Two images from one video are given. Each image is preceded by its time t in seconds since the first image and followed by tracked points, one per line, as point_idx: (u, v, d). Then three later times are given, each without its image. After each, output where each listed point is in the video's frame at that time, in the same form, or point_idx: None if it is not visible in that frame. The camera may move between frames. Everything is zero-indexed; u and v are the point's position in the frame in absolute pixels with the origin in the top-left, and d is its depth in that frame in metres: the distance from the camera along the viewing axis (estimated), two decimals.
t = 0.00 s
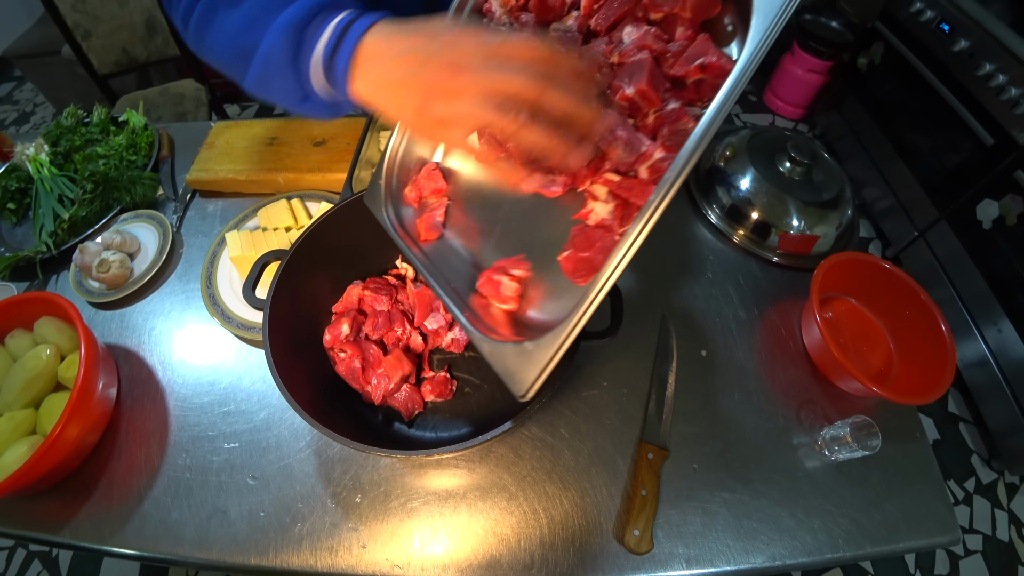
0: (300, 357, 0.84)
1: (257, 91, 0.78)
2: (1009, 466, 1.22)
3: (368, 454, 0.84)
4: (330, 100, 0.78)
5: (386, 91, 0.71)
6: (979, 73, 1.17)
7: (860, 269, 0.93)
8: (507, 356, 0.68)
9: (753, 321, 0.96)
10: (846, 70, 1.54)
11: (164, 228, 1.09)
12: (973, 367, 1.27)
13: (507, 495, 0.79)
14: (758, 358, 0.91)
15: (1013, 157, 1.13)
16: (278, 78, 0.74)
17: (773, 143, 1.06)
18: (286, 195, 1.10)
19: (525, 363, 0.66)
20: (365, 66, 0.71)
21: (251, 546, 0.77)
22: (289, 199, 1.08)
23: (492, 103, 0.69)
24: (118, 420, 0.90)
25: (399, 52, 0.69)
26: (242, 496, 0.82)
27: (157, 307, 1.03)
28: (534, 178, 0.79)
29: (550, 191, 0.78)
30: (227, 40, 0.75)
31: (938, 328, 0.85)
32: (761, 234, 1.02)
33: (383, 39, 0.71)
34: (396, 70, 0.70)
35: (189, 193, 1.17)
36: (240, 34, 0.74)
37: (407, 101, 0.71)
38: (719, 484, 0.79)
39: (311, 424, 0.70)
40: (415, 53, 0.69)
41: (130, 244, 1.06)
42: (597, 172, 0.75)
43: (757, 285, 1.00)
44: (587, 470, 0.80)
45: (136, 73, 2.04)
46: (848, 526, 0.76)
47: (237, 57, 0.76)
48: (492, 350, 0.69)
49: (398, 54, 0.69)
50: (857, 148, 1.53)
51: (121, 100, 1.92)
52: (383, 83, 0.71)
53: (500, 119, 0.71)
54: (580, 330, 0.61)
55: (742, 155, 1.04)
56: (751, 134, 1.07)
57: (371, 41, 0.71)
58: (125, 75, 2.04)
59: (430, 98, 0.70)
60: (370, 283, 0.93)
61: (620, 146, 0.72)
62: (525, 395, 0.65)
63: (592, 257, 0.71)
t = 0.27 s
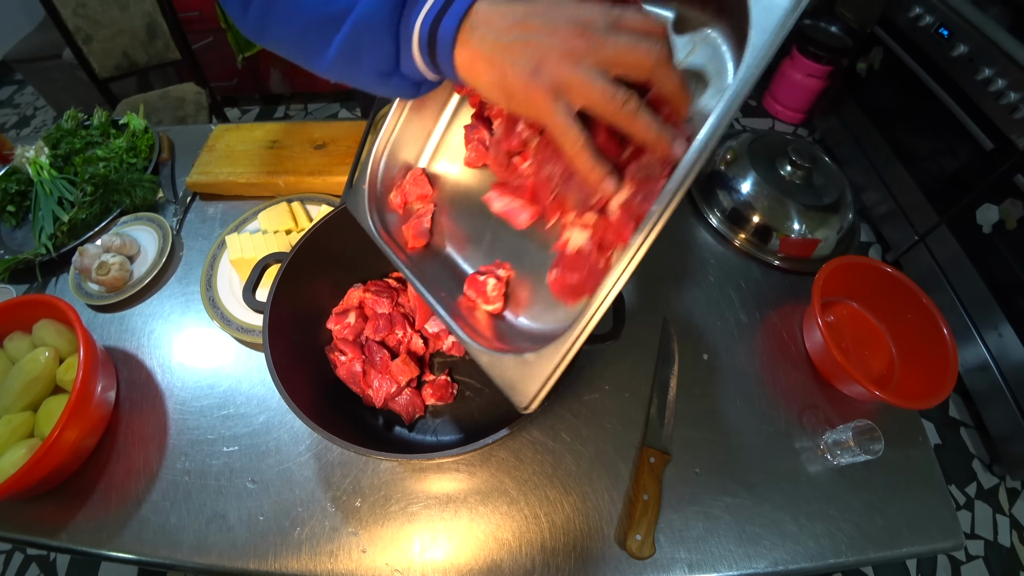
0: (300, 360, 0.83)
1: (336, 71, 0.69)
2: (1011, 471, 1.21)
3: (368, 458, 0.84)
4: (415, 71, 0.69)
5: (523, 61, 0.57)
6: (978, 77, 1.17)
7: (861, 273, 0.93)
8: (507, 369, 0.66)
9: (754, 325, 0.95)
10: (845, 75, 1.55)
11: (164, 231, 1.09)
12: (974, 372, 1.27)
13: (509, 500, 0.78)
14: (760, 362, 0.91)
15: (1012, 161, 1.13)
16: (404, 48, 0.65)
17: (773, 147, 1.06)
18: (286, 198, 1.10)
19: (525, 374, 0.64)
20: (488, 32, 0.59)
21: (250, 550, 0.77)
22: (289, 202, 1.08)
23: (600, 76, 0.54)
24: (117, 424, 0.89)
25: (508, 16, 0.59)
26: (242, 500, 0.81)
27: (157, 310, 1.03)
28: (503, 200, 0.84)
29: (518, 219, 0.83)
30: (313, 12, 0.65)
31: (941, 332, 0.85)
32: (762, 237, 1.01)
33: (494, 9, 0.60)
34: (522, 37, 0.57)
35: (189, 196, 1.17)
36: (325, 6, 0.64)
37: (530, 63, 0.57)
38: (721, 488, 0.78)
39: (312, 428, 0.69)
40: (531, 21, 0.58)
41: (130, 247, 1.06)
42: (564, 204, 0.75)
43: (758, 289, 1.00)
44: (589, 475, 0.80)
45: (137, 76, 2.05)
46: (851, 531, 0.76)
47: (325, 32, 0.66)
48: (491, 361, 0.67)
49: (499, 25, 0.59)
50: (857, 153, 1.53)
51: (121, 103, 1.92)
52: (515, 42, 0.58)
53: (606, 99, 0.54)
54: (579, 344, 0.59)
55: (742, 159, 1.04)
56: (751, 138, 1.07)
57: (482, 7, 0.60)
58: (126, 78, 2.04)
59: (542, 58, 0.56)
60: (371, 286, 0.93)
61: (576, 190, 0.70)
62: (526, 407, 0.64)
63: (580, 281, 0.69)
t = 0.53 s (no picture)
0: (302, 361, 0.83)
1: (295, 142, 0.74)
2: (1011, 476, 1.21)
3: (369, 459, 0.84)
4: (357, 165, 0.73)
5: (432, 198, 0.61)
6: (980, 83, 1.17)
7: (863, 277, 0.93)
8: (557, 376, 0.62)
9: (756, 329, 0.95)
10: (847, 79, 1.55)
11: (167, 231, 1.09)
12: (975, 377, 1.27)
13: (510, 502, 0.78)
14: (761, 366, 0.91)
15: (1013, 166, 1.13)
16: (341, 143, 0.69)
17: (775, 152, 1.06)
18: (289, 199, 1.10)
19: (575, 384, 0.60)
20: (409, 164, 0.63)
21: (251, 551, 0.77)
22: (292, 203, 1.08)
23: (496, 231, 0.57)
24: (118, 424, 0.89)
25: (444, 139, 0.62)
26: (242, 501, 0.81)
27: (158, 310, 1.03)
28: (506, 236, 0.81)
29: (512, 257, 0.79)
30: (282, 94, 0.72)
31: (942, 337, 0.85)
32: (763, 241, 1.01)
33: (433, 133, 0.63)
34: (443, 159, 0.60)
35: (191, 197, 1.17)
36: (289, 90, 0.71)
37: (433, 207, 0.61)
38: (722, 492, 0.78)
39: (314, 429, 0.69)
40: (448, 158, 0.60)
41: (133, 247, 1.06)
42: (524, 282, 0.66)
43: (760, 293, 1.00)
44: (590, 478, 0.80)
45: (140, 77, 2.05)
46: (852, 536, 0.76)
47: (290, 110, 0.72)
48: (544, 371, 0.63)
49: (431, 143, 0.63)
50: (858, 157, 1.53)
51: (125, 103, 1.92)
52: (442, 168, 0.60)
53: (500, 243, 0.57)
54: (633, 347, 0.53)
55: (745, 163, 1.04)
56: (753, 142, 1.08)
57: (415, 136, 0.64)
58: (129, 78, 2.05)
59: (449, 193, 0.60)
60: (374, 287, 0.93)
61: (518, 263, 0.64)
62: (577, 417, 0.59)
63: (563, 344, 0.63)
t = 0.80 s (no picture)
0: (303, 360, 0.83)
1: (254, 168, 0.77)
2: (1013, 481, 1.21)
3: (369, 460, 0.84)
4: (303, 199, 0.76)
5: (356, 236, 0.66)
6: (983, 86, 1.17)
7: (865, 280, 0.93)
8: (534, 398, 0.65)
9: (758, 332, 0.95)
10: (849, 83, 1.55)
11: (168, 231, 1.09)
12: (977, 381, 1.27)
13: (511, 504, 0.78)
14: (763, 369, 0.91)
15: (1015, 170, 1.13)
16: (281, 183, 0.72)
17: (777, 155, 1.06)
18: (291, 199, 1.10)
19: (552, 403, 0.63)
20: (342, 201, 0.67)
21: (250, 552, 0.77)
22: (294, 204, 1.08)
23: (425, 262, 0.64)
24: (118, 424, 0.89)
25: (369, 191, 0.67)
26: (242, 502, 0.81)
27: (160, 309, 1.03)
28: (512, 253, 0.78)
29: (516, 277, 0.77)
30: (239, 126, 0.74)
31: (945, 341, 0.84)
32: (765, 244, 1.01)
33: (355, 186, 0.68)
34: (368, 207, 0.66)
35: (194, 197, 1.17)
36: (247, 124, 0.73)
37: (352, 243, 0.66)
38: (723, 495, 0.78)
39: (315, 430, 0.69)
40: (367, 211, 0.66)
41: (134, 246, 1.06)
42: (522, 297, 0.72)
43: (761, 295, 1.00)
44: (590, 480, 0.79)
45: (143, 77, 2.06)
46: (853, 540, 0.76)
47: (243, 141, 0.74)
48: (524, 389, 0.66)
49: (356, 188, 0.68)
50: (860, 160, 1.53)
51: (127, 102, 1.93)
52: (366, 204, 0.66)
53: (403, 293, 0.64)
54: (605, 374, 0.54)
55: (747, 166, 1.04)
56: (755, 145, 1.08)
57: (346, 182, 0.68)
58: (132, 79, 2.05)
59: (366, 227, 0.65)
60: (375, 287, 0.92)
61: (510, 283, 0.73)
62: (553, 434, 0.63)
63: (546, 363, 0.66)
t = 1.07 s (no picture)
0: (303, 360, 0.83)
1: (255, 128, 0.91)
2: (1015, 482, 1.21)
3: (370, 462, 0.83)
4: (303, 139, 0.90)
5: (371, 130, 0.81)
6: (983, 87, 1.17)
7: (867, 281, 0.93)
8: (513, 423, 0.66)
9: (759, 333, 0.95)
10: (850, 84, 1.55)
11: (169, 232, 1.10)
12: (978, 382, 1.27)
13: (511, 506, 0.78)
14: (764, 370, 0.90)
15: (1016, 171, 1.13)
16: (281, 130, 0.87)
17: (778, 156, 1.06)
18: (292, 200, 1.10)
19: (528, 429, 0.63)
20: (348, 121, 0.82)
21: (250, 554, 0.77)
22: (295, 205, 1.08)
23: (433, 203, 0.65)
24: (119, 425, 0.89)
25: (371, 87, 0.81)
26: (242, 503, 0.81)
27: (160, 311, 1.03)
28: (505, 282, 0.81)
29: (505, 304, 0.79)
30: (231, 89, 0.87)
31: (946, 342, 0.84)
32: (766, 245, 1.01)
33: (353, 84, 0.82)
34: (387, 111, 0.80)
35: (195, 198, 1.18)
36: (235, 91, 0.86)
37: (378, 130, 0.81)
38: (725, 497, 0.78)
39: (315, 431, 0.69)
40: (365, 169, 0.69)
41: (135, 247, 1.06)
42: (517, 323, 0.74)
43: (762, 297, 1.00)
44: (591, 482, 0.79)
45: (144, 78, 2.06)
46: (855, 541, 0.75)
47: (236, 105, 0.88)
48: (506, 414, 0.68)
49: (400, 100, 0.80)
50: (861, 162, 1.53)
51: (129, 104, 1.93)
52: (371, 129, 0.81)
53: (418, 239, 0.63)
54: (571, 405, 0.55)
55: (748, 167, 1.04)
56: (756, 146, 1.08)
57: (344, 87, 0.82)
58: (134, 80, 2.06)
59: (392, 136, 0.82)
60: (376, 289, 0.91)
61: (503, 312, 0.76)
62: (527, 462, 0.62)
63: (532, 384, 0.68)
